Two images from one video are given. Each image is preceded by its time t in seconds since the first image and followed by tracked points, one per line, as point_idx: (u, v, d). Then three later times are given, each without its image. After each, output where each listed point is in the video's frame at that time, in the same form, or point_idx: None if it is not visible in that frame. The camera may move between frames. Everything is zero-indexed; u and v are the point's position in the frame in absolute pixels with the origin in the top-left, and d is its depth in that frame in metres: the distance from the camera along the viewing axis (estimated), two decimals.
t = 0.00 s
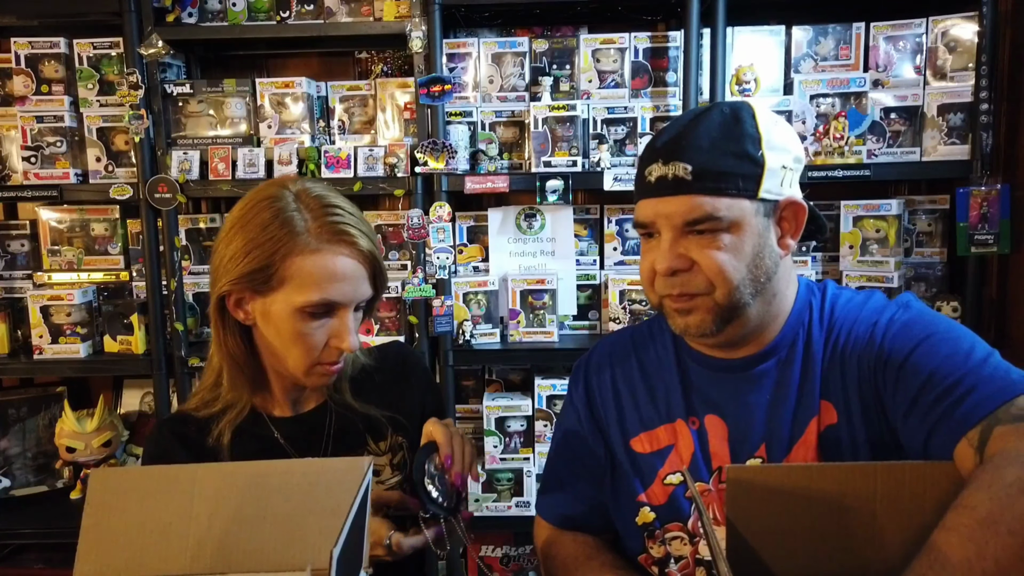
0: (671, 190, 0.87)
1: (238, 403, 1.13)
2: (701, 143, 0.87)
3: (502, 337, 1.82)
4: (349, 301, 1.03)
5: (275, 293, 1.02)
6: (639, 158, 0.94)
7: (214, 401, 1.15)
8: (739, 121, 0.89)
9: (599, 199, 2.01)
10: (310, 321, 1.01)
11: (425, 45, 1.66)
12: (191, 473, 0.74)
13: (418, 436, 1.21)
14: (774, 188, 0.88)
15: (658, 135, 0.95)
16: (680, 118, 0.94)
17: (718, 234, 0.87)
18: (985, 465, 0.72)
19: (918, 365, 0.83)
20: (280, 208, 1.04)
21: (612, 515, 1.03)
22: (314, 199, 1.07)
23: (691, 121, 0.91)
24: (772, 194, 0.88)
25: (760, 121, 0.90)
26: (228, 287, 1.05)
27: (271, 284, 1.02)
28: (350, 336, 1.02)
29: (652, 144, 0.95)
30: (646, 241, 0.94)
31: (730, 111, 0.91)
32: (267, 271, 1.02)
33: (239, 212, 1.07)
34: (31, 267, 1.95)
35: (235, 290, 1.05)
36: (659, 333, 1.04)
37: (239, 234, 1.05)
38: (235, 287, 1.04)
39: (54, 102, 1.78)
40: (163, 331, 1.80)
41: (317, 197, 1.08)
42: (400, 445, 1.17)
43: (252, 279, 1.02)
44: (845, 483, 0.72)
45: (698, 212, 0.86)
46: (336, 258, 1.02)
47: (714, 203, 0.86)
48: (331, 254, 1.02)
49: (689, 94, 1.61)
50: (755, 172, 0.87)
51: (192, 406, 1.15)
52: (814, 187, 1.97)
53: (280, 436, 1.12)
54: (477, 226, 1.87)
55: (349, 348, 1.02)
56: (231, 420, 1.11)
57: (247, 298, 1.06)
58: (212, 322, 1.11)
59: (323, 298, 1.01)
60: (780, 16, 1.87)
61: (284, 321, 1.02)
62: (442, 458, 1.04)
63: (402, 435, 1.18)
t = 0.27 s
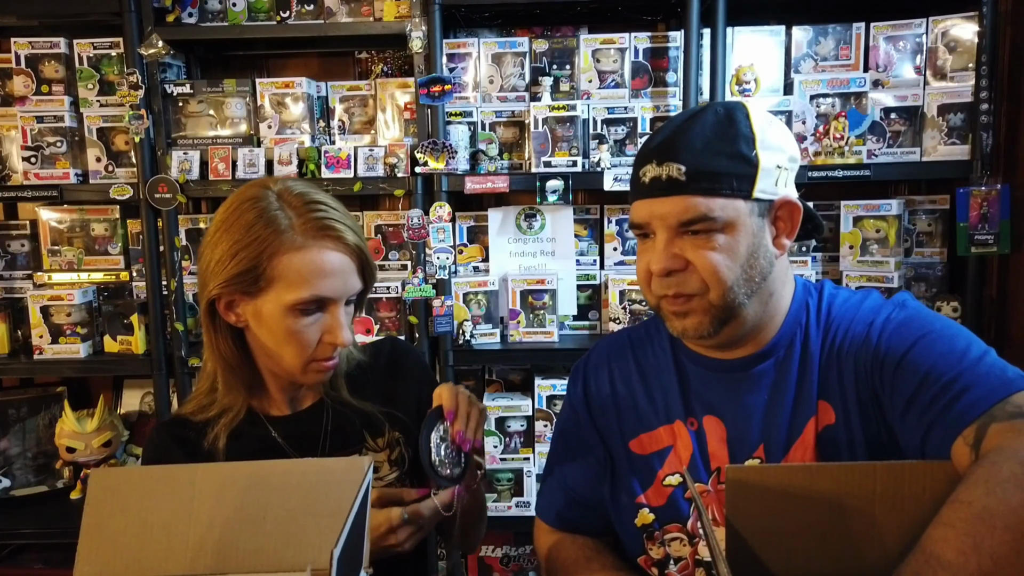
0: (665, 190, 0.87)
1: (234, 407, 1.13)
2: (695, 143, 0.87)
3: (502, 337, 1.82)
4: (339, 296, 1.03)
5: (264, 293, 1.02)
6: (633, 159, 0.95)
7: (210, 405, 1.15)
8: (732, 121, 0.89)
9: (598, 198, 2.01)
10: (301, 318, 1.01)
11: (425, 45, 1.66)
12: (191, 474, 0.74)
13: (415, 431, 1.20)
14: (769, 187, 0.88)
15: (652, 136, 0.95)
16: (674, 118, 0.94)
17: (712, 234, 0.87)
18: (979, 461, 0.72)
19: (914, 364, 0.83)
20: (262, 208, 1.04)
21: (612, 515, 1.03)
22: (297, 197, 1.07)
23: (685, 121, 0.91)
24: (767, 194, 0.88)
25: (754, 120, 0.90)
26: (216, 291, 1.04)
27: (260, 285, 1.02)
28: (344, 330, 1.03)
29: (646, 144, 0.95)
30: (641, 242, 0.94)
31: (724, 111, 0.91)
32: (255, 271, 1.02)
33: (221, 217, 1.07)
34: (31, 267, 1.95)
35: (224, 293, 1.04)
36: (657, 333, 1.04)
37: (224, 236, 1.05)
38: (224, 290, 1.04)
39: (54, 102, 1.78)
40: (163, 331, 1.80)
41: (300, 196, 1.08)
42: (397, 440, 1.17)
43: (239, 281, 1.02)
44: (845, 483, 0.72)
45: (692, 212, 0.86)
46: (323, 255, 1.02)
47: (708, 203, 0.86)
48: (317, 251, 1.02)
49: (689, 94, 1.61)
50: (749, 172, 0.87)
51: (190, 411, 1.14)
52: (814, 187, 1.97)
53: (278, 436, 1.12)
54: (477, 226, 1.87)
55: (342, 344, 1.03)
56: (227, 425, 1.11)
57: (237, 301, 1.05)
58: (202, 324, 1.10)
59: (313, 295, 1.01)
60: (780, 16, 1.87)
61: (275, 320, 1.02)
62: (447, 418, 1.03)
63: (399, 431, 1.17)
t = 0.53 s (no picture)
0: (667, 189, 0.87)
1: (229, 409, 1.12)
2: (697, 143, 0.87)
3: (503, 337, 1.82)
4: (330, 291, 1.03)
5: (255, 292, 1.03)
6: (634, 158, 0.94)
7: (204, 409, 1.14)
8: (734, 121, 0.89)
9: (598, 198, 2.01)
10: (293, 315, 1.02)
11: (425, 45, 1.66)
12: (191, 474, 0.74)
13: (411, 429, 1.20)
14: (770, 187, 0.88)
15: (653, 136, 0.95)
16: (676, 118, 0.94)
17: (713, 233, 0.87)
18: (981, 462, 0.72)
19: (916, 364, 0.83)
20: (247, 208, 1.04)
21: (611, 516, 1.02)
22: (281, 195, 1.07)
23: (686, 121, 0.91)
24: (768, 194, 0.88)
25: (756, 121, 0.90)
26: (207, 293, 1.04)
27: (250, 285, 1.02)
28: (336, 324, 1.03)
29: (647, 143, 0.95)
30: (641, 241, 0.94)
31: (725, 111, 0.91)
32: (244, 271, 1.02)
33: (207, 218, 1.07)
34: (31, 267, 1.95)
35: (215, 294, 1.04)
36: (657, 334, 1.04)
37: (210, 238, 1.05)
38: (214, 292, 1.04)
39: (54, 102, 1.78)
40: (164, 331, 1.81)
41: (284, 193, 1.07)
42: (393, 438, 1.17)
43: (229, 282, 1.02)
44: (845, 482, 0.72)
45: (693, 212, 0.86)
46: (310, 250, 1.02)
47: (710, 202, 0.86)
48: (304, 246, 1.02)
49: (689, 94, 1.61)
50: (751, 172, 0.87)
51: (186, 413, 1.15)
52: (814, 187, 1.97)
53: (274, 436, 1.12)
54: (477, 226, 1.87)
55: (336, 338, 1.03)
56: (220, 429, 1.10)
57: (228, 302, 1.05)
58: (194, 326, 1.10)
59: (303, 290, 1.01)
60: (780, 16, 1.87)
61: (267, 319, 1.02)
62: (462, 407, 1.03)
63: (394, 428, 1.17)
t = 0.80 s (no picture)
0: (670, 187, 0.87)
1: (226, 408, 1.12)
2: (700, 142, 0.87)
3: (503, 337, 1.82)
4: (328, 288, 1.03)
5: (253, 289, 1.03)
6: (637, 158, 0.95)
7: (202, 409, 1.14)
8: (737, 121, 0.89)
9: (599, 198, 2.01)
10: (291, 313, 1.01)
11: (425, 45, 1.66)
12: (192, 473, 0.74)
13: (409, 429, 1.20)
14: (772, 187, 0.88)
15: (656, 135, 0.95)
16: (680, 118, 0.94)
17: (716, 231, 0.87)
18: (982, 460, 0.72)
19: (919, 361, 0.83)
20: (244, 206, 1.04)
21: (612, 515, 1.02)
22: (278, 193, 1.07)
23: (690, 120, 0.91)
24: (770, 194, 0.88)
25: (758, 121, 0.90)
26: (205, 291, 1.04)
27: (248, 282, 1.02)
28: (334, 322, 1.03)
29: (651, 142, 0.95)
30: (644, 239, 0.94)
31: (729, 111, 0.91)
32: (241, 269, 1.02)
33: (204, 218, 1.07)
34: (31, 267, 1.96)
35: (213, 292, 1.04)
36: (658, 332, 1.04)
37: (207, 236, 1.05)
38: (212, 291, 1.04)
39: (54, 102, 1.78)
40: (164, 331, 1.81)
41: (281, 191, 1.07)
42: (391, 438, 1.17)
43: (227, 281, 1.02)
44: (844, 481, 0.72)
45: (695, 210, 0.86)
46: (308, 248, 1.02)
47: (712, 200, 0.86)
48: (302, 244, 1.02)
49: (689, 94, 1.61)
50: (754, 171, 0.87)
51: (184, 412, 1.15)
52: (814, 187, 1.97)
53: (271, 436, 1.12)
54: (477, 226, 1.87)
55: (334, 336, 1.03)
56: (218, 428, 1.10)
57: (226, 301, 1.05)
58: (192, 322, 1.11)
59: (301, 288, 1.01)
60: (780, 16, 1.87)
61: (265, 317, 1.02)
62: (474, 415, 1.02)
63: (393, 429, 1.17)
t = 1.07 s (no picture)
0: (679, 188, 0.87)
1: (226, 394, 1.13)
2: (708, 142, 0.87)
3: (503, 337, 1.82)
4: (337, 273, 1.03)
5: (262, 271, 1.03)
6: (641, 158, 0.94)
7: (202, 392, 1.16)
8: (743, 122, 0.90)
9: (599, 198, 2.01)
10: (298, 295, 1.01)
11: (425, 45, 1.66)
12: (192, 473, 0.74)
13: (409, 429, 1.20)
14: (777, 187, 0.88)
15: (660, 135, 0.95)
16: (683, 118, 0.94)
17: (726, 232, 0.87)
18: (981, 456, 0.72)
19: (920, 356, 0.84)
20: (262, 189, 1.05)
21: (613, 513, 1.02)
22: (296, 180, 1.08)
23: (696, 121, 0.91)
24: (775, 194, 0.88)
25: (763, 122, 0.91)
26: (217, 270, 1.05)
27: (259, 262, 1.03)
28: (340, 309, 1.03)
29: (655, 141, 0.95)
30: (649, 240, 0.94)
31: (734, 112, 0.91)
32: (254, 248, 1.02)
33: (224, 202, 1.08)
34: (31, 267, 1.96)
35: (225, 270, 1.04)
36: (658, 330, 1.04)
37: (223, 218, 1.06)
38: (224, 268, 1.04)
39: (54, 102, 1.78)
40: (164, 331, 1.81)
41: (299, 179, 1.09)
42: (391, 437, 1.17)
43: (239, 258, 1.03)
44: (843, 478, 0.72)
45: (706, 211, 0.86)
46: (321, 231, 1.03)
47: (722, 201, 0.86)
48: (315, 226, 1.03)
49: (689, 94, 1.61)
50: (761, 171, 0.87)
51: (184, 397, 1.17)
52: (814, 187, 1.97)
53: (272, 432, 1.13)
54: (477, 226, 1.87)
55: (339, 322, 1.02)
56: (217, 412, 1.12)
57: (237, 281, 1.06)
58: (201, 308, 1.11)
59: (310, 269, 1.01)
60: (780, 16, 1.87)
61: (272, 298, 1.02)
62: (468, 409, 1.01)
63: (392, 428, 1.17)
